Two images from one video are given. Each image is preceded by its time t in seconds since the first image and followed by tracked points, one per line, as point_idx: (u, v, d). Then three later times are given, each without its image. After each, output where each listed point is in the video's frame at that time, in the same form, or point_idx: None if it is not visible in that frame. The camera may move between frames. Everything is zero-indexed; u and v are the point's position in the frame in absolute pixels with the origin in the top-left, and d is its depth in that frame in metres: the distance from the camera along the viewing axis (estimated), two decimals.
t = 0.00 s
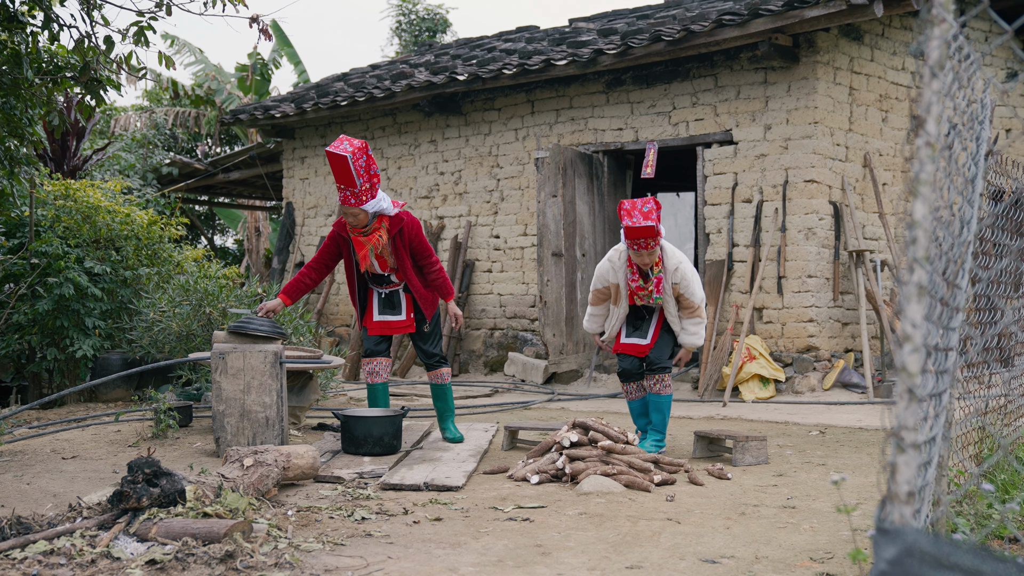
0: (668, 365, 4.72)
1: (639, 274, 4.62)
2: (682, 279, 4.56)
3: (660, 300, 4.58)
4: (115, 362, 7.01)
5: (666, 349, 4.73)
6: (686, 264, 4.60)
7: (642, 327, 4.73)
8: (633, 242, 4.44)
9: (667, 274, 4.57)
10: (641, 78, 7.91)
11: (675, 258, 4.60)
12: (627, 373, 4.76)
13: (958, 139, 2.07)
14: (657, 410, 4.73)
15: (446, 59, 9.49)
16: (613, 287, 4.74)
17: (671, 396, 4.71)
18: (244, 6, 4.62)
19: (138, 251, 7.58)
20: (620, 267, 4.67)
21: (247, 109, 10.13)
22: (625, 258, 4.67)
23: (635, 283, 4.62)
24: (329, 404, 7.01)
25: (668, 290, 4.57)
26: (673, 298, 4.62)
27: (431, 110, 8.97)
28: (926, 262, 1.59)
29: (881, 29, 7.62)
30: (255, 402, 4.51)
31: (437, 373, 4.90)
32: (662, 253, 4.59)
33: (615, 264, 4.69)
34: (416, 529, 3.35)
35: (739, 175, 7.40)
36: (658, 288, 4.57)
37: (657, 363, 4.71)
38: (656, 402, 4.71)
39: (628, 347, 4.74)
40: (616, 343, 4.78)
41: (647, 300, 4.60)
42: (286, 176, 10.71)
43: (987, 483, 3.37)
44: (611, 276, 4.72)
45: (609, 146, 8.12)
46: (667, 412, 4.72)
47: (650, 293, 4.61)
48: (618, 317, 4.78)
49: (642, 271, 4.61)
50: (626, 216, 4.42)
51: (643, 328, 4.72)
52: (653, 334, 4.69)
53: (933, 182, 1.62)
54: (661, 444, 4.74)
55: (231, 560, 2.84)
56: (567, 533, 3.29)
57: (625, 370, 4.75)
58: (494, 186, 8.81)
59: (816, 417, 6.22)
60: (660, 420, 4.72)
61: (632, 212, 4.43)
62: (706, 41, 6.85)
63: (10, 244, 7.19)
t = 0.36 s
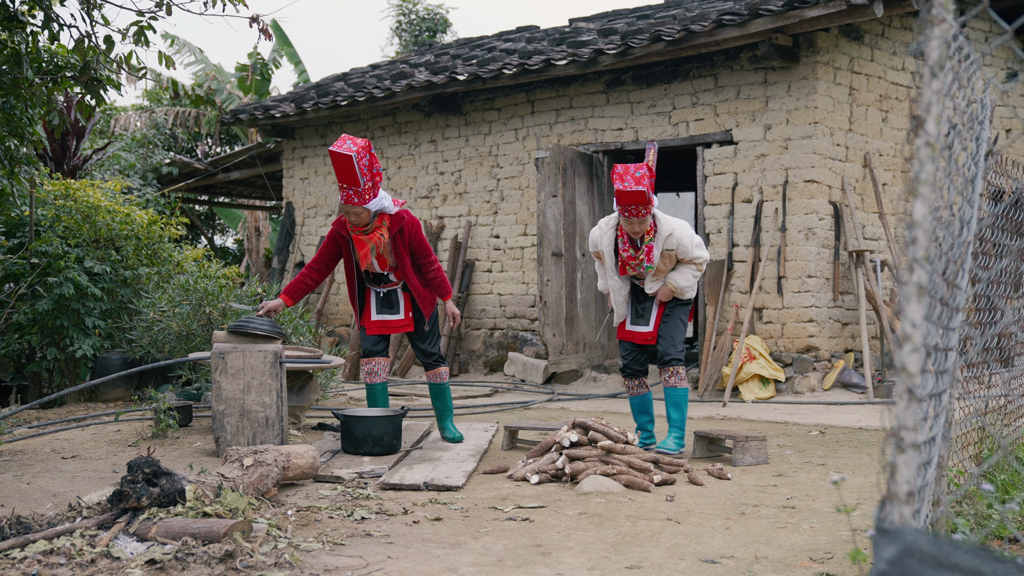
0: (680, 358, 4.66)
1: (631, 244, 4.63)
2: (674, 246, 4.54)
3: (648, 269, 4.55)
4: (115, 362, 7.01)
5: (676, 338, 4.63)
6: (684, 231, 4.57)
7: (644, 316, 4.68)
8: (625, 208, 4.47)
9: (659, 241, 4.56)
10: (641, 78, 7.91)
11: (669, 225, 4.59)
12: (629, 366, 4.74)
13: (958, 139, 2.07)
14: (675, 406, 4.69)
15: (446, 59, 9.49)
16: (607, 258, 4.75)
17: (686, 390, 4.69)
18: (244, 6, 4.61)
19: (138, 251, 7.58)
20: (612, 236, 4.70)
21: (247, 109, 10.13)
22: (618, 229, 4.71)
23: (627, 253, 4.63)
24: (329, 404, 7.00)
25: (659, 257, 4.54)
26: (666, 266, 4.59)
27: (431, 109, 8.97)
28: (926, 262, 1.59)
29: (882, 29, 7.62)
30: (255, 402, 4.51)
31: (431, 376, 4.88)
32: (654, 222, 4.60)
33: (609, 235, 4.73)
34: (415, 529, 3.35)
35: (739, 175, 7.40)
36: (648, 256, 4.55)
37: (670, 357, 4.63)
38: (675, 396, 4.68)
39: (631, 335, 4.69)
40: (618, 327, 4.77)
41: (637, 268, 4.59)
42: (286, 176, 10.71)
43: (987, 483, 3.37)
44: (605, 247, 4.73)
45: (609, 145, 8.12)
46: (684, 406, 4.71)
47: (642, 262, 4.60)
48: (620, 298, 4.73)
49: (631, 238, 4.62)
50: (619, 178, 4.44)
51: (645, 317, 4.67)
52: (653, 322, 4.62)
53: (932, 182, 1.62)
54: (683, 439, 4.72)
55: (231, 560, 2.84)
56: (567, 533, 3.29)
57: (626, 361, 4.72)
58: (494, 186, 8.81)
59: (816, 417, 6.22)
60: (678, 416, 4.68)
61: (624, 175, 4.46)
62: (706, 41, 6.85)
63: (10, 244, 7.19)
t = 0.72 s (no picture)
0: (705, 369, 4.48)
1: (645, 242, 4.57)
2: (681, 249, 4.40)
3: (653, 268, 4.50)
4: (115, 362, 7.00)
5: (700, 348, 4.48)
6: (691, 234, 4.38)
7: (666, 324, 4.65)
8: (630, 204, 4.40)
9: (668, 242, 4.44)
10: (641, 78, 7.91)
11: (679, 226, 4.42)
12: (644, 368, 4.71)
13: (958, 140, 2.08)
14: (702, 418, 4.49)
15: (446, 59, 9.48)
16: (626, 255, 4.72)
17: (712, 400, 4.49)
18: (244, 5, 4.61)
19: (138, 250, 7.58)
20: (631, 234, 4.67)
21: (247, 109, 10.13)
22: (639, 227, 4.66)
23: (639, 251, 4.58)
24: (329, 404, 7.01)
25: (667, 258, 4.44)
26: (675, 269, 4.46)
27: (431, 109, 8.97)
28: (926, 262, 1.60)
29: (882, 29, 7.62)
30: (255, 402, 4.51)
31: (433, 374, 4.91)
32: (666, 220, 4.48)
33: (629, 233, 4.69)
34: (415, 529, 3.35)
35: (739, 175, 7.40)
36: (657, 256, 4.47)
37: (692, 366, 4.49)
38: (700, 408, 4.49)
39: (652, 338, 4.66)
40: (644, 332, 4.70)
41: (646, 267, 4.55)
42: (286, 176, 10.71)
43: (987, 483, 3.37)
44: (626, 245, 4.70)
45: (609, 145, 8.12)
46: (718, 419, 4.52)
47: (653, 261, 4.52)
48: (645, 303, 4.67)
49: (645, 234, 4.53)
50: (612, 175, 4.32)
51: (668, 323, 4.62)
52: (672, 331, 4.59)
53: (932, 182, 1.62)
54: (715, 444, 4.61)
55: (231, 560, 2.83)
56: (567, 533, 3.29)
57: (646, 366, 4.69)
58: (494, 186, 8.81)
59: (816, 417, 6.22)
60: (704, 429, 4.49)
61: (618, 171, 4.31)
62: (706, 41, 6.85)
63: (10, 244, 7.19)
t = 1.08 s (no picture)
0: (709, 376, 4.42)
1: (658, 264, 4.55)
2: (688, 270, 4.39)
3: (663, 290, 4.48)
4: (115, 362, 7.00)
5: (711, 359, 4.43)
6: (700, 255, 4.35)
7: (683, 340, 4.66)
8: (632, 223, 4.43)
9: (679, 263, 4.42)
10: (640, 78, 7.91)
11: (689, 247, 4.40)
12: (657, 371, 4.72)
13: (958, 139, 2.08)
14: (705, 422, 4.50)
15: (445, 59, 9.48)
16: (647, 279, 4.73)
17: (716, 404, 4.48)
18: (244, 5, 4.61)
19: (137, 250, 7.58)
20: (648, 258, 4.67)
21: (247, 108, 10.13)
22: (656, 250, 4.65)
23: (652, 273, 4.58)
24: (329, 403, 7.00)
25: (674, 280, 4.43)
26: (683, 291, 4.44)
27: (431, 109, 8.97)
28: (926, 262, 1.60)
29: (882, 29, 7.62)
30: (255, 401, 4.51)
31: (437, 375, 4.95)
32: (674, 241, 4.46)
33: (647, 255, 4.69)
34: (415, 529, 3.36)
35: (739, 174, 7.40)
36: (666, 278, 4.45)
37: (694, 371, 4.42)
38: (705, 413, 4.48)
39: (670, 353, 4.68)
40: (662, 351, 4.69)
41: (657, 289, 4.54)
42: (286, 176, 10.72)
43: (987, 483, 3.37)
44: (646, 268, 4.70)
45: (609, 145, 8.13)
46: (720, 422, 4.52)
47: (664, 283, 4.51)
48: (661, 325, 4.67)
49: (656, 256, 4.52)
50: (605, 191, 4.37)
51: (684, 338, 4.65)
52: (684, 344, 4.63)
53: (932, 181, 1.62)
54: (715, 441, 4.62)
55: (231, 560, 2.83)
56: (567, 533, 3.29)
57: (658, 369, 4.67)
58: (494, 186, 8.81)
59: (816, 417, 6.22)
60: (706, 432, 4.50)
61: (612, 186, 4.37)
62: (706, 41, 6.85)
63: (10, 243, 7.19)
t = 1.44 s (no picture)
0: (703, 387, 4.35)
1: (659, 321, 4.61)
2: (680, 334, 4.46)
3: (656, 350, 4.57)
4: (115, 361, 7.00)
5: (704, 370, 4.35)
6: (689, 319, 4.42)
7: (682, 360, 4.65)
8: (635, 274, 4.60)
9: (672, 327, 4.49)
10: (640, 78, 7.91)
11: (680, 312, 4.44)
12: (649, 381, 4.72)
13: (958, 138, 2.08)
14: (698, 429, 4.47)
15: (445, 59, 9.48)
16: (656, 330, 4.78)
17: (708, 412, 4.43)
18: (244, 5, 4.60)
19: (137, 250, 7.58)
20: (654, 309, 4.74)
21: (247, 108, 10.13)
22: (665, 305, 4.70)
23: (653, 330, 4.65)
24: (329, 403, 7.00)
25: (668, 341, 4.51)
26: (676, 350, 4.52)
27: (431, 109, 8.96)
28: (926, 262, 1.60)
29: (881, 29, 7.63)
30: (255, 401, 4.51)
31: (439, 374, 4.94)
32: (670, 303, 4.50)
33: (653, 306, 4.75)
34: (415, 528, 3.36)
35: (739, 174, 7.40)
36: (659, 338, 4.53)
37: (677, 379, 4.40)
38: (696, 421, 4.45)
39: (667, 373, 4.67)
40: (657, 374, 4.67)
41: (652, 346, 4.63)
42: (286, 176, 10.72)
43: (987, 483, 3.37)
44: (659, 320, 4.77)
45: (609, 145, 8.13)
46: (715, 427, 4.50)
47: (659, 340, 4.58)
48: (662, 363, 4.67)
49: (657, 314, 4.58)
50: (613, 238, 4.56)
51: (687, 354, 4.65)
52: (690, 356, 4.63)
53: (932, 180, 1.62)
54: (715, 445, 4.61)
55: (230, 560, 2.83)
56: (566, 532, 3.28)
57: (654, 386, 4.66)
58: (494, 185, 8.80)
59: (815, 417, 6.22)
60: (702, 438, 4.49)
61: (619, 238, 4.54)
62: (705, 40, 6.84)
63: (10, 243, 7.19)
